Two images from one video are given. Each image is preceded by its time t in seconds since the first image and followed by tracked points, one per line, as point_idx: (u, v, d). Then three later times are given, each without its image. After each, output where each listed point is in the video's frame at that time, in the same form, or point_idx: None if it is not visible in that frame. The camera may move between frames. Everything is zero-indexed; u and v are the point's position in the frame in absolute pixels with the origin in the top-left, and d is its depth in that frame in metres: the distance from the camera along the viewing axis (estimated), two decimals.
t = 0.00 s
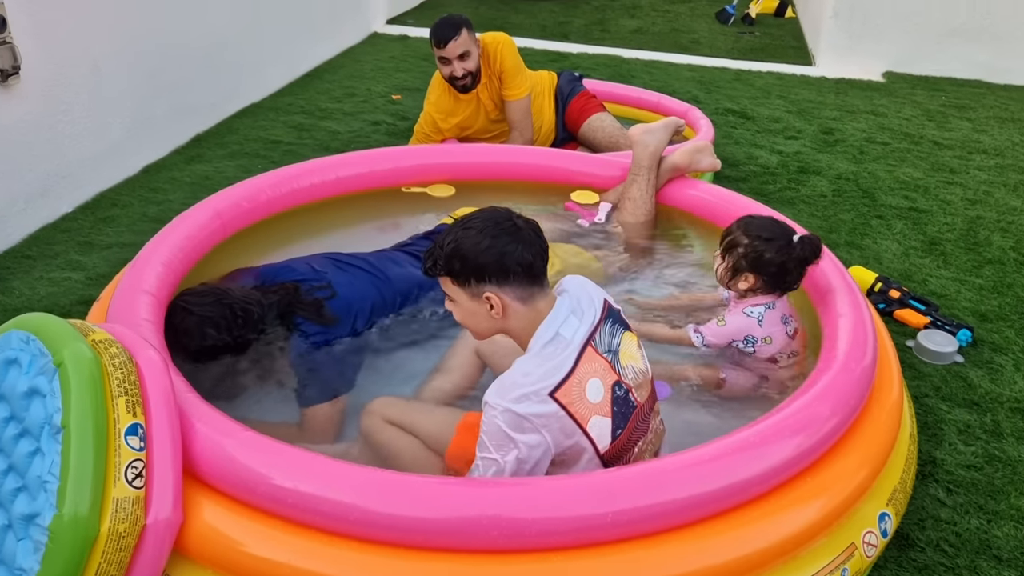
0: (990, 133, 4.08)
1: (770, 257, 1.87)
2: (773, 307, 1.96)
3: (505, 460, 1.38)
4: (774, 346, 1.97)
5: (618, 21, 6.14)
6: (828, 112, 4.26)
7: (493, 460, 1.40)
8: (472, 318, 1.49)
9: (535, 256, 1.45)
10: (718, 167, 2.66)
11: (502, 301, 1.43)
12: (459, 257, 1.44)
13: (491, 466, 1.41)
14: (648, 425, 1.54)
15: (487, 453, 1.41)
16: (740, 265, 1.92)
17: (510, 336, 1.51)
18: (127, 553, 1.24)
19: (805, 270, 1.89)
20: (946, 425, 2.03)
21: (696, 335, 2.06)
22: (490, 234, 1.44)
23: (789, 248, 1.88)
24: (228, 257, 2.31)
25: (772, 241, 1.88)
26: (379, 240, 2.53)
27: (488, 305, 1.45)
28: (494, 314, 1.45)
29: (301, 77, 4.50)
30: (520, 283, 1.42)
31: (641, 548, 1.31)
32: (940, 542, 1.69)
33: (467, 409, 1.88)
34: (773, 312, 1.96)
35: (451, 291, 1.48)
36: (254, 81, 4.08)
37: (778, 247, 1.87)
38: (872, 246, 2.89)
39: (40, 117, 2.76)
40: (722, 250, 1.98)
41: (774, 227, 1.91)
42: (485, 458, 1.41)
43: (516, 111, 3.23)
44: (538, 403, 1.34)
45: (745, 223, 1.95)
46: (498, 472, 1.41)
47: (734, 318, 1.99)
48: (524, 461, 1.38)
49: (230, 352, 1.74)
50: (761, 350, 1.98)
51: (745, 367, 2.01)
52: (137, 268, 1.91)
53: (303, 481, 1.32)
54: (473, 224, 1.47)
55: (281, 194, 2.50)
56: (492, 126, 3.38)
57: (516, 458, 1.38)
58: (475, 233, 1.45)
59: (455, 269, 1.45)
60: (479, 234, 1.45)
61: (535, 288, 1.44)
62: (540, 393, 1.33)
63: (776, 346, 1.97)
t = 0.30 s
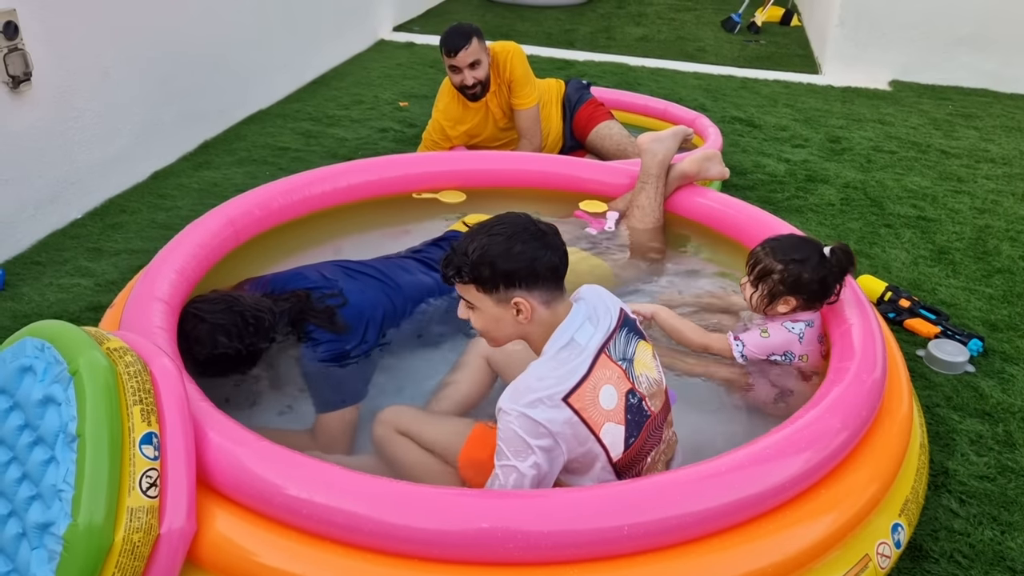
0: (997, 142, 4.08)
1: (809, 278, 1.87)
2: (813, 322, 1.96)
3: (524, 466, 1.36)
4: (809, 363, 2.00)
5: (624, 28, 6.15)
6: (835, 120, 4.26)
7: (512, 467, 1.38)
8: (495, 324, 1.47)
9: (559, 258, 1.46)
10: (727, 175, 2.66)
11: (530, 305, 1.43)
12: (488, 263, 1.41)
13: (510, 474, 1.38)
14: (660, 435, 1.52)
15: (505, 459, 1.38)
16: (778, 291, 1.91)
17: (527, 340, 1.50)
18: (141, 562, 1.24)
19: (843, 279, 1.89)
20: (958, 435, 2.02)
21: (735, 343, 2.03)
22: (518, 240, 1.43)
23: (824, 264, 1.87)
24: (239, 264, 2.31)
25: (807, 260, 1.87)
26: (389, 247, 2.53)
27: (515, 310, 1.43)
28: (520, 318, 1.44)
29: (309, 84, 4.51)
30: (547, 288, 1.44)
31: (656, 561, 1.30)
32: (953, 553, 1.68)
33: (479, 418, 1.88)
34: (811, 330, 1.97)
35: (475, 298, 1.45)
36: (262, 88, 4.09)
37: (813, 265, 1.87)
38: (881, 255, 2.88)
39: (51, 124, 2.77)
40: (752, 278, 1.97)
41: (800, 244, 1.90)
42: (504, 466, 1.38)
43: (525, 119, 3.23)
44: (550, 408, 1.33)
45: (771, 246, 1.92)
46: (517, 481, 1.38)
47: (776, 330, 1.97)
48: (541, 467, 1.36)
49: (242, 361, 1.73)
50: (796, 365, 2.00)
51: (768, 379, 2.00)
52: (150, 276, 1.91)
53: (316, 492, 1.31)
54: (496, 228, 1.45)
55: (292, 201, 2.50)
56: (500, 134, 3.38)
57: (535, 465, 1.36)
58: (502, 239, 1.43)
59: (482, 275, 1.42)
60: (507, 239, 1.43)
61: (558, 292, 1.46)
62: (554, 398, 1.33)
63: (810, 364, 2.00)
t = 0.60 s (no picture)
0: (997, 145, 4.08)
1: (815, 284, 1.87)
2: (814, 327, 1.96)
3: (536, 467, 1.34)
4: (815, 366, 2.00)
5: (624, 31, 6.16)
6: (835, 123, 4.26)
7: (522, 470, 1.35)
8: (519, 327, 1.40)
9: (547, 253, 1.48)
10: (727, 178, 2.67)
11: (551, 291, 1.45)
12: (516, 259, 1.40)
13: (519, 477, 1.36)
14: (655, 423, 1.56)
15: (515, 462, 1.36)
16: (784, 299, 1.90)
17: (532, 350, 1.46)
18: (138, 561, 1.23)
19: (846, 283, 1.91)
20: (957, 437, 2.02)
21: (741, 356, 2.01)
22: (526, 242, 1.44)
23: (828, 269, 1.88)
24: (238, 263, 2.30)
25: (812, 266, 1.88)
26: (388, 246, 2.53)
27: (541, 300, 1.43)
28: (546, 306, 1.44)
29: (309, 85, 4.51)
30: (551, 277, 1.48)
31: (654, 560, 1.30)
32: (951, 555, 1.68)
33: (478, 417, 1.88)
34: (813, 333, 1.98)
35: (507, 298, 1.39)
36: (262, 88, 4.09)
37: (818, 272, 1.87)
38: (880, 257, 2.89)
39: (51, 123, 2.77)
40: (756, 290, 1.95)
41: (800, 252, 1.91)
42: (514, 469, 1.36)
43: (525, 121, 3.24)
44: (559, 402, 1.33)
45: (772, 257, 1.93)
46: (528, 482, 1.36)
47: (780, 338, 1.98)
48: (554, 466, 1.34)
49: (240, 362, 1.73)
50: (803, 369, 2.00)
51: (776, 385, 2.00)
52: (150, 275, 1.91)
53: (314, 491, 1.31)
54: (497, 231, 1.45)
55: (292, 201, 2.50)
56: (499, 136, 3.39)
57: (547, 464, 1.34)
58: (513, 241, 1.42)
59: (517, 271, 1.39)
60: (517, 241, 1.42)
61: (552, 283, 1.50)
62: (562, 392, 1.33)
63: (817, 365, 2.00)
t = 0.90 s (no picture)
0: (992, 148, 4.09)
1: (805, 285, 1.88)
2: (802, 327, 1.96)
3: (540, 464, 1.34)
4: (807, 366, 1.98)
5: (621, 33, 6.17)
6: (831, 125, 4.28)
7: (527, 467, 1.36)
8: (524, 322, 1.38)
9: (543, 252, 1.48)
10: (723, 178, 2.66)
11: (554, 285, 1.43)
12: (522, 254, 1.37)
13: (524, 474, 1.37)
14: (648, 418, 1.58)
15: (519, 459, 1.36)
16: (774, 301, 1.91)
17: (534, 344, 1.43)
18: (129, 558, 1.24)
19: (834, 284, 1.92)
20: (949, 439, 2.03)
21: (730, 356, 2.01)
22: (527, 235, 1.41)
23: (818, 270, 1.89)
24: (233, 262, 2.31)
25: (803, 268, 1.88)
26: (384, 246, 2.53)
27: (545, 295, 1.41)
28: (549, 300, 1.42)
29: (306, 85, 4.52)
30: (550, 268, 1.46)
31: (644, 558, 1.31)
32: (942, 556, 1.69)
33: (472, 417, 1.88)
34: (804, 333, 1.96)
35: (514, 293, 1.36)
36: (260, 88, 4.10)
37: (808, 273, 1.88)
38: (875, 259, 2.89)
39: (48, 123, 2.77)
40: (745, 291, 1.96)
41: (789, 254, 1.91)
42: (519, 467, 1.37)
43: (522, 122, 3.24)
44: (562, 399, 1.33)
45: (762, 258, 1.93)
46: (532, 479, 1.37)
47: (770, 339, 1.96)
48: (558, 461, 1.35)
49: (232, 357, 1.74)
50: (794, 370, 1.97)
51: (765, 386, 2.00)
52: (144, 273, 1.92)
53: (306, 488, 1.32)
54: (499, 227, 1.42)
55: (287, 201, 2.51)
56: (496, 138, 3.39)
57: (551, 461, 1.35)
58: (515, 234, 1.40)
59: (524, 266, 1.36)
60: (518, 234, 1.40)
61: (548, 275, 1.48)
62: (564, 388, 1.33)
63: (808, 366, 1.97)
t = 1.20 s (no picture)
0: (984, 151, 4.11)
1: (765, 285, 1.88)
2: (766, 329, 1.97)
3: (524, 464, 1.35)
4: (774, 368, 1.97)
5: (616, 35, 6.19)
6: (824, 128, 4.29)
7: (511, 467, 1.36)
8: (472, 333, 1.46)
9: (524, 257, 1.45)
10: (714, 181, 2.68)
11: (506, 307, 1.41)
12: (458, 275, 1.40)
13: (508, 473, 1.37)
14: (642, 422, 1.58)
15: (503, 459, 1.37)
16: (735, 301, 1.91)
17: (509, 343, 1.48)
18: (116, 559, 1.24)
19: (795, 283, 1.94)
20: (937, 441, 2.04)
21: (696, 359, 2.03)
22: (484, 245, 1.42)
23: (777, 270, 1.90)
24: (224, 265, 2.32)
25: (762, 268, 1.89)
26: (376, 250, 2.55)
27: (494, 314, 1.42)
28: (499, 322, 1.43)
29: (301, 87, 4.52)
30: (519, 286, 1.43)
31: (632, 559, 1.31)
32: (929, 558, 1.69)
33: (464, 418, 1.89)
34: (767, 336, 1.97)
35: (450, 310, 1.44)
36: (253, 90, 4.10)
37: (767, 273, 1.89)
38: (866, 262, 2.90)
39: (41, 124, 2.77)
40: (707, 292, 1.97)
41: (749, 254, 1.92)
42: (502, 466, 1.37)
43: (515, 125, 3.25)
44: (549, 402, 1.33)
45: (722, 259, 1.94)
46: (516, 479, 1.37)
47: (734, 343, 1.97)
48: (542, 463, 1.36)
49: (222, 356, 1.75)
50: (762, 372, 1.97)
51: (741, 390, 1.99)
52: (134, 275, 1.92)
53: (294, 490, 1.32)
54: (458, 238, 1.44)
55: (279, 203, 2.51)
56: (489, 140, 3.40)
57: (535, 462, 1.35)
58: (468, 247, 1.42)
59: (455, 287, 1.40)
60: (472, 246, 1.42)
61: (531, 289, 1.45)
62: (552, 391, 1.34)
63: (776, 367, 1.97)
